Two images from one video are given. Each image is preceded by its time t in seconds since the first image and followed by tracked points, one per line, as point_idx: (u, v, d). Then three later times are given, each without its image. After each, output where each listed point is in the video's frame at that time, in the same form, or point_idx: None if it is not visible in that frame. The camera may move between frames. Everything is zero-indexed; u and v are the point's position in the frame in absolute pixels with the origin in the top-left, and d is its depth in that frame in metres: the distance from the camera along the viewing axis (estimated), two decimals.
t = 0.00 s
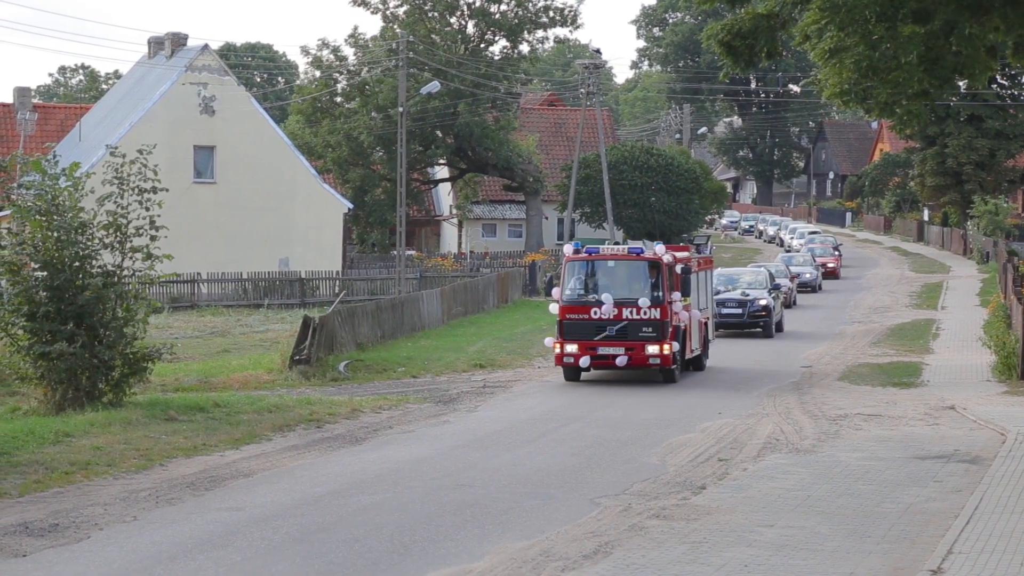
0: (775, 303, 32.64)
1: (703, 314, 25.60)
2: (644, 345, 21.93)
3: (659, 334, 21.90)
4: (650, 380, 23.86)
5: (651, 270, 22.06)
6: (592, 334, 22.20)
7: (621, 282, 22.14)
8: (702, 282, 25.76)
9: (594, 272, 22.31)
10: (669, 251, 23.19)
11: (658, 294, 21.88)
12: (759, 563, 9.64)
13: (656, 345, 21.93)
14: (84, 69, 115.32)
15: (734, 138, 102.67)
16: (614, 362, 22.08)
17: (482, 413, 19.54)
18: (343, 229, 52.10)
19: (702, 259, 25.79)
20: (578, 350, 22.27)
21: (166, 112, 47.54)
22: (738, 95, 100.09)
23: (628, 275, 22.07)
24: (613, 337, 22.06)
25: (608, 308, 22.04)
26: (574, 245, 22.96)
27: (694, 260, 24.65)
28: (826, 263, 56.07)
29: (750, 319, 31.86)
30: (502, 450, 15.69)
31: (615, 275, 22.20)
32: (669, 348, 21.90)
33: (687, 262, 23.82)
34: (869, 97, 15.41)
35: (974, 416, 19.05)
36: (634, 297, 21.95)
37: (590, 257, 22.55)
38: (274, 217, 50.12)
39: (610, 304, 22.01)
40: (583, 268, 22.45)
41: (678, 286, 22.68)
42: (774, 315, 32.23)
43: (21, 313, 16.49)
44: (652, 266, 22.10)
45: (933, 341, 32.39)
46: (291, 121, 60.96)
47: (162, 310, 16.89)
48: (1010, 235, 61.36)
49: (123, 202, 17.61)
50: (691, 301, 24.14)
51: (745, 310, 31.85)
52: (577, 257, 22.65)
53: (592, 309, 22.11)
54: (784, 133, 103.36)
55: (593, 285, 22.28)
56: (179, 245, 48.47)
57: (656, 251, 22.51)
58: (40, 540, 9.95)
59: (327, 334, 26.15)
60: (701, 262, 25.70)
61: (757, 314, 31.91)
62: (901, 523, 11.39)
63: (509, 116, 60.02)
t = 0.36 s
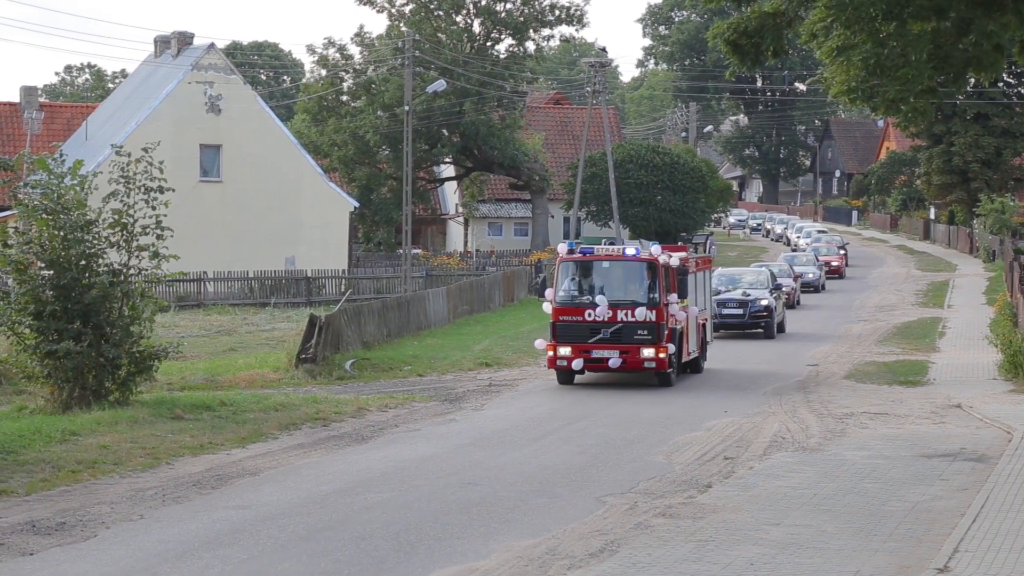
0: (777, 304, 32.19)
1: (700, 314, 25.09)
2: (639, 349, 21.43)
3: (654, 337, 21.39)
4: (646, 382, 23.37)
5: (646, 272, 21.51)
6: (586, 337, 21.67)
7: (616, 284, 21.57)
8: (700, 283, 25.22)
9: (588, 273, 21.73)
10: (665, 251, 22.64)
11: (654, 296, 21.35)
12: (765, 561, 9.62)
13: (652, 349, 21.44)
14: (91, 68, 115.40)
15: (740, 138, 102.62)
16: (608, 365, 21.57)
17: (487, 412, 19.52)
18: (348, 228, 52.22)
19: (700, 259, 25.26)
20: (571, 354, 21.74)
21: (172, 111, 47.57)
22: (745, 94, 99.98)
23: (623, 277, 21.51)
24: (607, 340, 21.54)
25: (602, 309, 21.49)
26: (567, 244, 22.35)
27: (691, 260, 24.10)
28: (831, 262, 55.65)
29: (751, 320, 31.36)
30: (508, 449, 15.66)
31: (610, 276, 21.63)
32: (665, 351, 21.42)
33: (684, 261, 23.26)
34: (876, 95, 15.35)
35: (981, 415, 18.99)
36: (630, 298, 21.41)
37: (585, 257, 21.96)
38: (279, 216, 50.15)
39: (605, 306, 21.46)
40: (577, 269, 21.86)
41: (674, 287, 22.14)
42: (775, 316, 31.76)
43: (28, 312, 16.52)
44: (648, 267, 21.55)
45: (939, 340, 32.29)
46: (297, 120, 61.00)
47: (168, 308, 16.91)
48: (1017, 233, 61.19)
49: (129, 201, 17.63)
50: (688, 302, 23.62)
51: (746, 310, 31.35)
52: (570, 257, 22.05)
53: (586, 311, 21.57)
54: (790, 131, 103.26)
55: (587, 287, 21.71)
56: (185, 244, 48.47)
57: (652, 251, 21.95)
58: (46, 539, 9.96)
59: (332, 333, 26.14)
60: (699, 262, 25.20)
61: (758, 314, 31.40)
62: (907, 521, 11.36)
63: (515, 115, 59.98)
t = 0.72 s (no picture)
0: (779, 303, 31.64)
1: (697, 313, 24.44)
2: (634, 349, 20.78)
3: (650, 337, 20.74)
4: (641, 383, 22.71)
5: (641, 270, 20.87)
6: (580, 337, 21.01)
7: (611, 282, 20.92)
8: (697, 282, 24.59)
9: (582, 271, 21.09)
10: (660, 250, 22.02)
11: (650, 295, 20.71)
12: (771, 557, 9.62)
13: (647, 349, 20.77)
14: (98, 64, 115.33)
15: (747, 134, 102.95)
16: (602, 366, 20.93)
17: (493, 408, 19.50)
18: (355, 225, 52.29)
19: (697, 257, 24.64)
20: (565, 354, 21.08)
21: (179, 108, 47.60)
22: (751, 90, 99.80)
23: (618, 275, 20.87)
24: (601, 339, 20.88)
25: (596, 309, 20.84)
26: (560, 242, 21.69)
27: (687, 258, 23.48)
28: (834, 260, 54.87)
29: (752, 319, 30.86)
30: (513, 446, 15.65)
31: (604, 274, 20.98)
32: (661, 351, 20.74)
33: (679, 261, 22.65)
34: (884, 91, 15.29)
35: (988, 412, 18.95)
36: (625, 297, 20.76)
37: (578, 255, 21.31)
38: (286, 213, 50.19)
39: (599, 305, 20.82)
40: (570, 267, 21.22)
41: (670, 286, 21.50)
42: (777, 315, 31.22)
43: (35, 308, 16.56)
44: (643, 265, 20.91)
45: (946, 336, 32.24)
46: (303, 117, 61.04)
47: (174, 305, 16.91)
48: None
49: (136, 198, 17.61)
50: (684, 302, 22.98)
51: (747, 309, 30.90)
52: (563, 255, 21.40)
53: (579, 311, 20.92)
54: (797, 128, 103.13)
55: (581, 285, 21.05)
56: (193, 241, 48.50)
57: (646, 249, 21.31)
58: (53, 535, 9.99)
59: (339, 330, 26.17)
60: (696, 261, 24.58)
61: (760, 313, 30.86)
62: (914, 518, 11.34)
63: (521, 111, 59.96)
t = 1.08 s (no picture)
0: (779, 305, 30.84)
1: (694, 316, 23.75)
2: (627, 352, 20.07)
3: (644, 340, 20.02)
4: (635, 387, 22.00)
5: (635, 271, 20.17)
6: (571, 340, 20.34)
7: (603, 284, 20.23)
8: (695, 283, 23.88)
9: (574, 273, 20.42)
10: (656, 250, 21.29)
11: (644, 297, 20.00)
12: (777, 556, 9.60)
13: (641, 352, 20.05)
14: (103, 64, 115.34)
15: (752, 133, 102.91)
16: (595, 370, 20.24)
17: (498, 407, 19.47)
18: (361, 223, 52.29)
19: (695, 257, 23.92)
20: (556, 357, 20.41)
21: (185, 107, 47.66)
22: (757, 89, 99.71)
23: (611, 277, 20.19)
24: (594, 343, 20.20)
25: (588, 311, 20.16)
26: (552, 242, 21.02)
27: (684, 258, 22.75)
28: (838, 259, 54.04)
29: (753, 321, 30.06)
30: (519, 445, 15.62)
31: (597, 275, 20.29)
32: (654, 355, 20.02)
33: (676, 261, 21.93)
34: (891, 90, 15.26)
35: (995, 410, 18.91)
36: (618, 300, 20.07)
37: (570, 255, 20.63)
38: (292, 212, 50.21)
39: (591, 307, 20.13)
40: (562, 268, 20.54)
41: (664, 287, 20.79)
42: (777, 318, 30.40)
43: (41, 307, 16.59)
44: (636, 266, 20.21)
45: (952, 334, 32.19)
46: (309, 116, 61.06)
47: (180, 304, 16.93)
48: None
49: (143, 197, 17.65)
50: (680, 304, 22.24)
51: (748, 311, 30.04)
52: (554, 256, 20.73)
53: (571, 313, 20.26)
54: (803, 126, 103.04)
55: (572, 287, 20.36)
56: (199, 240, 48.55)
57: (640, 250, 20.60)
58: (60, 533, 10.00)
59: (345, 328, 26.19)
60: (694, 261, 23.85)
61: (760, 315, 30.12)
62: (919, 516, 11.33)
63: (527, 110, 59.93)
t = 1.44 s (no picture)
0: (780, 305, 30.40)
1: (691, 317, 23.04)
2: (619, 355, 19.36)
3: (636, 343, 19.31)
4: (629, 391, 21.24)
5: (628, 272, 19.44)
6: (562, 343, 19.62)
7: (596, 285, 19.50)
8: (690, 284, 23.10)
9: (565, 274, 19.69)
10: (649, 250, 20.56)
11: (636, 298, 19.28)
12: (782, 554, 9.60)
13: (633, 355, 19.34)
14: (109, 62, 115.37)
15: (758, 131, 102.50)
16: (586, 374, 19.52)
17: (503, 406, 19.46)
18: (366, 222, 52.23)
19: (689, 257, 23.17)
20: (546, 361, 19.68)
21: (191, 106, 47.72)
22: (762, 87, 99.64)
23: (603, 278, 19.46)
24: (585, 346, 19.48)
25: (579, 313, 19.42)
26: (542, 242, 20.28)
27: (679, 258, 22.01)
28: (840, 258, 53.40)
29: (752, 321, 29.61)
30: (524, 443, 15.62)
31: (588, 276, 19.57)
32: (648, 358, 19.31)
33: (671, 262, 21.19)
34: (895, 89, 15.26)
35: (1000, 409, 18.89)
36: (610, 301, 19.34)
37: (561, 256, 19.89)
38: (298, 210, 50.20)
39: (582, 309, 19.40)
40: (552, 269, 19.81)
41: (659, 288, 20.06)
42: (778, 318, 29.95)
43: (48, 306, 16.62)
44: (629, 266, 19.48)
45: (957, 333, 32.16)
46: (314, 114, 61.11)
47: (186, 302, 16.93)
48: None
49: (149, 196, 17.65)
50: (675, 305, 21.51)
51: (747, 311, 29.62)
52: (545, 256, 19.99)
53: (561, 315, 19.53)
54: (809, 124, 102.91)
55: (563, 288, 19.63)
56: (205, 239, 48.59)
57: (633, 250, 19.88)
58: (67, 532, 10.02)
59: (350, 327, 26.21)
60: (689, 261, 23.10)
61: (760, 315, 29.66)
62: (924, 515, 11.31)
63: (533, 108, 59.90)
